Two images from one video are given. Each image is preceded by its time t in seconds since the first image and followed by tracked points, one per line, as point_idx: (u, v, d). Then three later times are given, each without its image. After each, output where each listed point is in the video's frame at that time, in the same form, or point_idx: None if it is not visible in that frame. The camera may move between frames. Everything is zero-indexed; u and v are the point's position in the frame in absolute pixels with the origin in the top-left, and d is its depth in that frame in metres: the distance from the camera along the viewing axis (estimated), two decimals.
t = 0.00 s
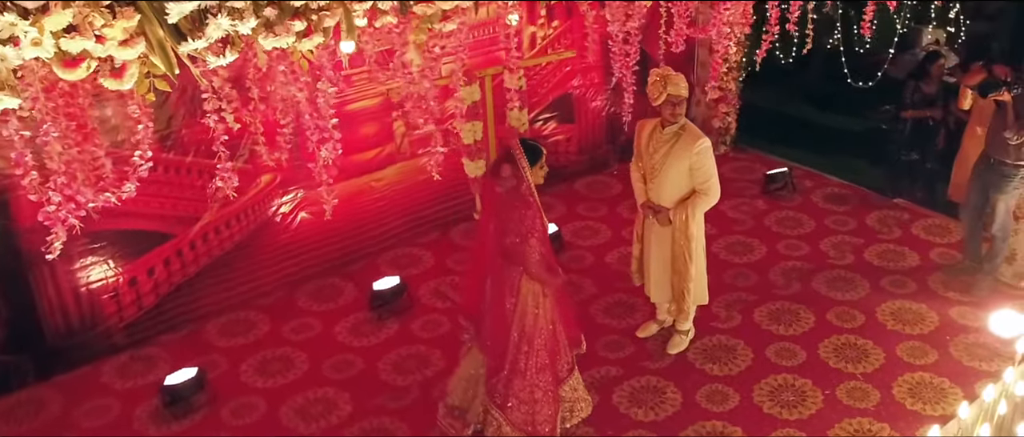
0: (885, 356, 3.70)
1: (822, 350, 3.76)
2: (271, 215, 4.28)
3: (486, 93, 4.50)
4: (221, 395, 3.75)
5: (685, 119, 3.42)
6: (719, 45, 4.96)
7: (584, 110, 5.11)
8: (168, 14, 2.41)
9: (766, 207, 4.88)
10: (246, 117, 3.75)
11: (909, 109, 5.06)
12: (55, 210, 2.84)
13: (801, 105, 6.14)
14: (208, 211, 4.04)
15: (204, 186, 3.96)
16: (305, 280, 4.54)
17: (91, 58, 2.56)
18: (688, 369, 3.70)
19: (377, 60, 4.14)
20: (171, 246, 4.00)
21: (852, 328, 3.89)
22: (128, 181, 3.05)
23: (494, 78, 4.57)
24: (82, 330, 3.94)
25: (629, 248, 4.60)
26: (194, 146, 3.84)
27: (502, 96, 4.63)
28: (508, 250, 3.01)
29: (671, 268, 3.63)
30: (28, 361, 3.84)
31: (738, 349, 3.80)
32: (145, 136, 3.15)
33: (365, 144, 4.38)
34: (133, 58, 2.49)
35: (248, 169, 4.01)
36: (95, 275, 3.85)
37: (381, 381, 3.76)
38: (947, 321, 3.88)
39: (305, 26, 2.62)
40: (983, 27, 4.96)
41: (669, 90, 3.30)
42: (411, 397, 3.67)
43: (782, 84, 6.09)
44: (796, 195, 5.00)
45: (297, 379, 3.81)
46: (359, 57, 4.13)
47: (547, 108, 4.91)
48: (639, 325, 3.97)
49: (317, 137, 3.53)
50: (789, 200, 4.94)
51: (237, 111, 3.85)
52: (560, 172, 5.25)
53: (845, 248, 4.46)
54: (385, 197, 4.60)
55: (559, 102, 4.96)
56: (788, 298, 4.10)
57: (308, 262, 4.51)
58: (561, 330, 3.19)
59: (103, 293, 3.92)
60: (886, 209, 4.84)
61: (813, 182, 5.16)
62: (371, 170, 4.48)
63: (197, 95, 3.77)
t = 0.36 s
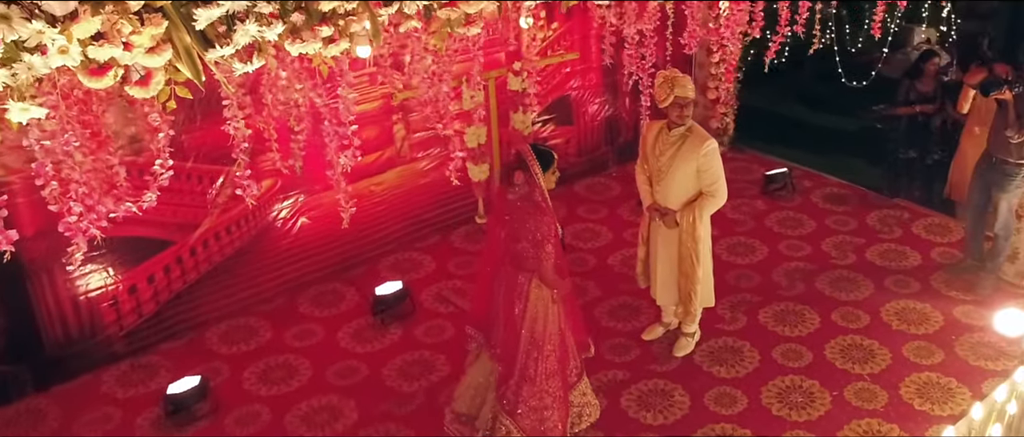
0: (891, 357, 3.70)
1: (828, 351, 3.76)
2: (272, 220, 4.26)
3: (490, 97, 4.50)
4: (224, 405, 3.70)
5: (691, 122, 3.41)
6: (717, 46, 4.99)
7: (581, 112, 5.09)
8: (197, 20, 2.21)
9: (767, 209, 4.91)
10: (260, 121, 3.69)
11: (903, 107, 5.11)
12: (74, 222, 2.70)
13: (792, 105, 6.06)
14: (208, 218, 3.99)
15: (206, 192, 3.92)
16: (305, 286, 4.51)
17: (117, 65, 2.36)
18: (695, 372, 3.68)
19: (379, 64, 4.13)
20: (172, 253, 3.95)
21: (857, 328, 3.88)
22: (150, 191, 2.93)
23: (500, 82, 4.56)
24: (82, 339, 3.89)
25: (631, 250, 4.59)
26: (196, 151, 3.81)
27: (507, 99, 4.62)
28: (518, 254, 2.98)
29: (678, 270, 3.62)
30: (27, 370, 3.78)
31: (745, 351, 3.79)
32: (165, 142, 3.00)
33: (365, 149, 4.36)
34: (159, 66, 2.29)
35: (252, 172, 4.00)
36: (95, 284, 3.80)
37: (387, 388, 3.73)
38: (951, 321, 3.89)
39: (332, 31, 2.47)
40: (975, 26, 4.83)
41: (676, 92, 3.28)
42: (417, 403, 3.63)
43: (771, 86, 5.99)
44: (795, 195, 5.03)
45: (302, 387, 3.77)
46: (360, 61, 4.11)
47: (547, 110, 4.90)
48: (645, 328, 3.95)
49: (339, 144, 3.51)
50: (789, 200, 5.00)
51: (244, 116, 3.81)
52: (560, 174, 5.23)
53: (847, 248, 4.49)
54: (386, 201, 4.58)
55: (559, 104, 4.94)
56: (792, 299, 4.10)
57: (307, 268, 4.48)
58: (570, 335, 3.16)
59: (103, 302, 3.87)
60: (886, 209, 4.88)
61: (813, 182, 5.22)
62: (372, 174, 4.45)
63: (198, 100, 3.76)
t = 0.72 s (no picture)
0: (890, 357, 3.69)
1: (828, 352, 3.75)
2: (268, 224, 4.22)
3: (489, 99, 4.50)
4: (220, 410, 3.66)
5: (690, 123, 3.39)
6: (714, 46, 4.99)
7: (577, 113, 5.07)
8: (201, 24, 2.20)
9: (763, 209, 4.92)
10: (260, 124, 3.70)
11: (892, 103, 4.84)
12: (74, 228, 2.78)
13: (785, 105, 6.09)
14: (204, 221, 3.96)
15: (201, 195, 3.89)
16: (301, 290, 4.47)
17: (119, 70, 2.33)
18: (695, 373, 3.67)
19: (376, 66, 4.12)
20: (167, 257, 3.92)
21: (857, 329, 3.88)
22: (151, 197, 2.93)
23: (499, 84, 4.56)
24: (77, 345, 3.85)
25: (629, 251, 4.58)
26: (191, 154, 3.78)
27: (505, 101, 4.61)
28: (516, 256, 2.96)
29: (677, 272, 3.61)
30: (21, 377, 3.74)
31: (744, 352, 3.78)
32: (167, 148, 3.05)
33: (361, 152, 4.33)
34: (163, 70, 2.27)
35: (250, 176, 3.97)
36: (89, 290, 3.76)
37: (385, 392, 3.70)
38: (950, 320, 3.89)
39: (337, 34, 2.46)
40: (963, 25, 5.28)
41: (675, 93, 3.26)
42: (416, 407, 3.60)
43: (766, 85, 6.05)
44: (792, 196, 5.04)
45: (299, 392, 3.73)
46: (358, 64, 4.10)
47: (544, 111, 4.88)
48: (644, 330, 3.94)
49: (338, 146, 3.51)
50: (785, 200, 5.00)
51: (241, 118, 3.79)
52: (556, 176, 5.22)
53: (845, 248, 4.50)
54: (382, 203, 4.56)
55: (556, 105, 4.92)
56: (791, 300, 4.10)
57: (302, 271, 4.45)
58: (569, 338, 3.14)
59: (97, 308, 3.83)
60: (882, 208, 4.89)
61: (810, 182, 5.23)
62: (368, 177, 4.43)
63: (196, 104, 3.74)
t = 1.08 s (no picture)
0: (886, 357, 3.68)
1: (823, 352, 3.74)
2: (262, 225, 4.21)
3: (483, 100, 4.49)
4: (213, 413, 3.64)
5: (685, 123, 3.39)
6: (708, 47, 4.99)
7: (572, 113, 5.05)
8: (191, 24, 2.18)
9: (758, 209, 4.92)
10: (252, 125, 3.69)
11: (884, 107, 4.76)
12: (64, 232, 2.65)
13: (778, 106, 6.31)
14: (197, 223, 3.93)
15: (194, 197, 3.86)
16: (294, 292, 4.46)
17: (110, 72, 2.32)
18: (691, 374, 3.66)
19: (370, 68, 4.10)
20: (159, 260, 3.89)
21: (852, 329, 3.87)
22: (141, 200, 2.88)
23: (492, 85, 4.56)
24: (68, 348, 3.82)
25: (623, 251, 4.57)
26: (183, 155, 3.75)
27: (499, 102, 4.61)
28: (506, 257, 2.95)
29: (673, 273, 3.60)
30: (12, 381, 3.71)
31: (740, 353, 3.77)
32: (158, 150, 3.02)
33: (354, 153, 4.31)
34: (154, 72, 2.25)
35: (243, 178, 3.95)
36: (81, 293, 3.74)
37: (379, 394, 3.68)
38: (945, 320, 3.88)
39: (330, 34, 2.44)
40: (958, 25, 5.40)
41: (670, 94, 3.26)
42: (410, 409, 3.58)
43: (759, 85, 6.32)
44: (787, 196, 5.04)
45: (293, 394, 3.71)
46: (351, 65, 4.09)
47: (538, 111, 4.87)
48: (639, 331, 3.93)
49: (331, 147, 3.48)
50: (780, 200, 5.00)
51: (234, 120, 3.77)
52: (551, 176, 5.21)
53: (840, 248, 4.49)
54: (375, 205, 4.55)
55: (549, 105, 4.91)
56: (786, 300, 4.09)
57: (295, 273, 4.43)
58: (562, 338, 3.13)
59: (89, 311, 3.81)
60: (877, 208, 4.90)
61: (804, 182, 5.22)
62: (362, 178, 4.41)
63: (188, 106, 3.71)
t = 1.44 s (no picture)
0: (885, 358, 3.67)
1: (823, 353, 3.73)
2: (260, 225, 4.20)
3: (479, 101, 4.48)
4: (210, 415, 3.63)
5: (683, 124, 3.37)
6: (706, 46, 4.98)
7: (570, 113, 5.05)
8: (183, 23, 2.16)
9: (757, 210, 4.90)
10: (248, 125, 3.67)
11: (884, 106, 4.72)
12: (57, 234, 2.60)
13: (776, 106, 6.32)
14: (194, 224, 3.92)
15: (192, 198, 3.85)
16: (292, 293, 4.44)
17: (102, 72, 2.29)
18: (689, 375, 3.65)
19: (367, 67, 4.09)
20: (155, 261, 3.88)
21: (851, 330, 3.86)
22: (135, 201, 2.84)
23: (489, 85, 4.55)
24: (65, 350, 3.81)
25: (622, 252, 4.56)
26: (180, 155, 3.74)
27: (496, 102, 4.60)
28: (501, 258, 2.94)
29: (671, 273, 3.59)
30: (8, 383, 3.70)
31: (739, 354, 3.76)
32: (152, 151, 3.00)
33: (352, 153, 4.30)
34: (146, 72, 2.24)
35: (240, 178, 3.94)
36: (77, 294, 3.73)
37: (376, 395, 3.67)
38: (945, 321, 3.87)
39: (324, 35, 2.43)
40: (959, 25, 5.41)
41: (668, 94, 3.24)
42: (407, 410, 3.57)
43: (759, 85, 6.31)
44: (786, 196, 5.02)
45: (290, 395, 3.70)
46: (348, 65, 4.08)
47: (536, 111, 4.86)
48: (638, 332, 3.92)
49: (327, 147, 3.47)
50: (778, 201, 4.99)
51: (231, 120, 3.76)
52: (550, 176, 5.19)
53: (839, 249, 4.48)
54: (373, 205, 4.53)
55: (547, 105, 4.90)
56: (785, 301, 4.08)
57: (293, 273, 4.42)
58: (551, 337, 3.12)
59: (86, 312, 3.80)
60: (876, 208, 4.88)
61: (803, 183, 5.21)
62: (359, 179, 4.39)
63: (184, 106, 3.70)
